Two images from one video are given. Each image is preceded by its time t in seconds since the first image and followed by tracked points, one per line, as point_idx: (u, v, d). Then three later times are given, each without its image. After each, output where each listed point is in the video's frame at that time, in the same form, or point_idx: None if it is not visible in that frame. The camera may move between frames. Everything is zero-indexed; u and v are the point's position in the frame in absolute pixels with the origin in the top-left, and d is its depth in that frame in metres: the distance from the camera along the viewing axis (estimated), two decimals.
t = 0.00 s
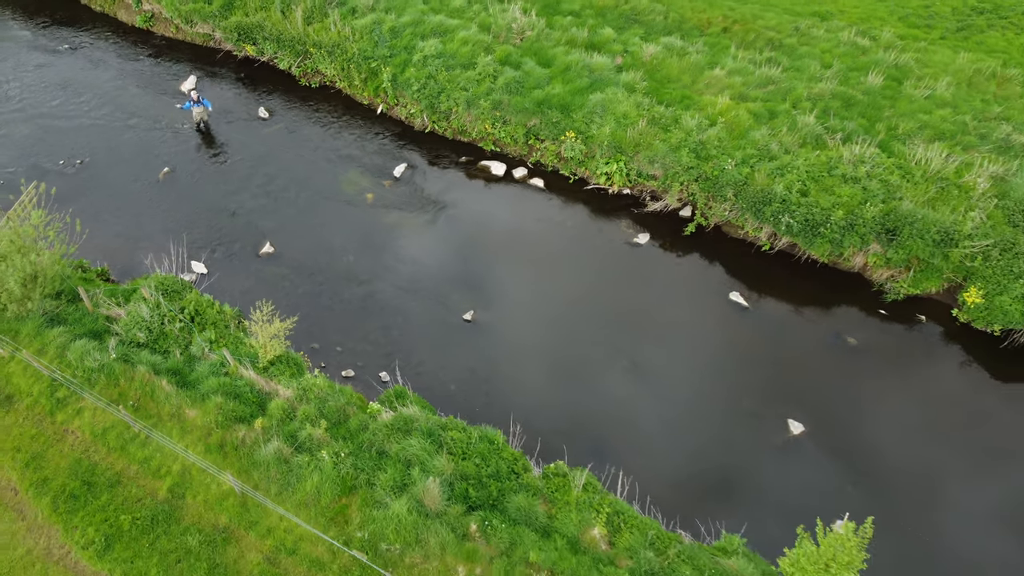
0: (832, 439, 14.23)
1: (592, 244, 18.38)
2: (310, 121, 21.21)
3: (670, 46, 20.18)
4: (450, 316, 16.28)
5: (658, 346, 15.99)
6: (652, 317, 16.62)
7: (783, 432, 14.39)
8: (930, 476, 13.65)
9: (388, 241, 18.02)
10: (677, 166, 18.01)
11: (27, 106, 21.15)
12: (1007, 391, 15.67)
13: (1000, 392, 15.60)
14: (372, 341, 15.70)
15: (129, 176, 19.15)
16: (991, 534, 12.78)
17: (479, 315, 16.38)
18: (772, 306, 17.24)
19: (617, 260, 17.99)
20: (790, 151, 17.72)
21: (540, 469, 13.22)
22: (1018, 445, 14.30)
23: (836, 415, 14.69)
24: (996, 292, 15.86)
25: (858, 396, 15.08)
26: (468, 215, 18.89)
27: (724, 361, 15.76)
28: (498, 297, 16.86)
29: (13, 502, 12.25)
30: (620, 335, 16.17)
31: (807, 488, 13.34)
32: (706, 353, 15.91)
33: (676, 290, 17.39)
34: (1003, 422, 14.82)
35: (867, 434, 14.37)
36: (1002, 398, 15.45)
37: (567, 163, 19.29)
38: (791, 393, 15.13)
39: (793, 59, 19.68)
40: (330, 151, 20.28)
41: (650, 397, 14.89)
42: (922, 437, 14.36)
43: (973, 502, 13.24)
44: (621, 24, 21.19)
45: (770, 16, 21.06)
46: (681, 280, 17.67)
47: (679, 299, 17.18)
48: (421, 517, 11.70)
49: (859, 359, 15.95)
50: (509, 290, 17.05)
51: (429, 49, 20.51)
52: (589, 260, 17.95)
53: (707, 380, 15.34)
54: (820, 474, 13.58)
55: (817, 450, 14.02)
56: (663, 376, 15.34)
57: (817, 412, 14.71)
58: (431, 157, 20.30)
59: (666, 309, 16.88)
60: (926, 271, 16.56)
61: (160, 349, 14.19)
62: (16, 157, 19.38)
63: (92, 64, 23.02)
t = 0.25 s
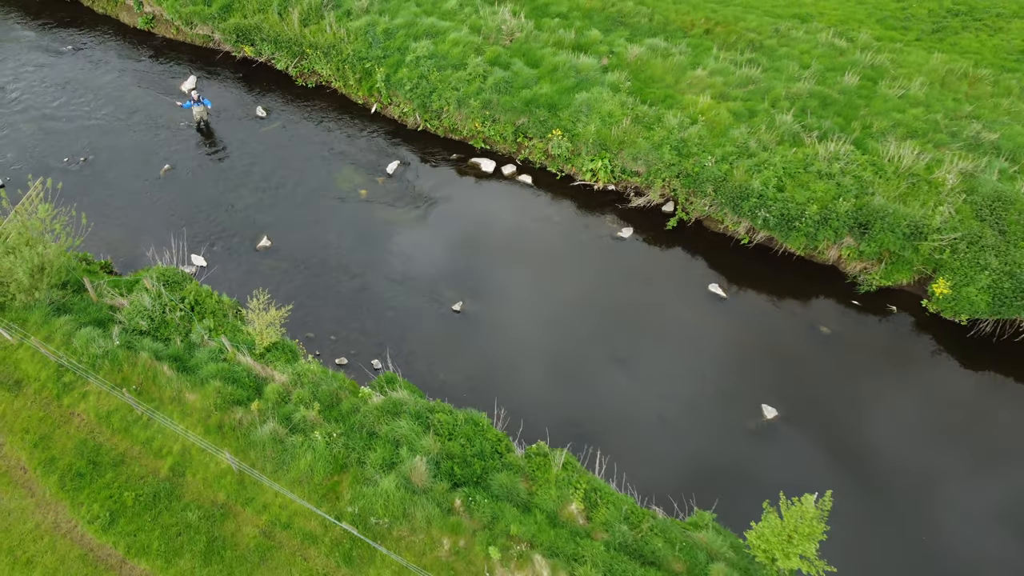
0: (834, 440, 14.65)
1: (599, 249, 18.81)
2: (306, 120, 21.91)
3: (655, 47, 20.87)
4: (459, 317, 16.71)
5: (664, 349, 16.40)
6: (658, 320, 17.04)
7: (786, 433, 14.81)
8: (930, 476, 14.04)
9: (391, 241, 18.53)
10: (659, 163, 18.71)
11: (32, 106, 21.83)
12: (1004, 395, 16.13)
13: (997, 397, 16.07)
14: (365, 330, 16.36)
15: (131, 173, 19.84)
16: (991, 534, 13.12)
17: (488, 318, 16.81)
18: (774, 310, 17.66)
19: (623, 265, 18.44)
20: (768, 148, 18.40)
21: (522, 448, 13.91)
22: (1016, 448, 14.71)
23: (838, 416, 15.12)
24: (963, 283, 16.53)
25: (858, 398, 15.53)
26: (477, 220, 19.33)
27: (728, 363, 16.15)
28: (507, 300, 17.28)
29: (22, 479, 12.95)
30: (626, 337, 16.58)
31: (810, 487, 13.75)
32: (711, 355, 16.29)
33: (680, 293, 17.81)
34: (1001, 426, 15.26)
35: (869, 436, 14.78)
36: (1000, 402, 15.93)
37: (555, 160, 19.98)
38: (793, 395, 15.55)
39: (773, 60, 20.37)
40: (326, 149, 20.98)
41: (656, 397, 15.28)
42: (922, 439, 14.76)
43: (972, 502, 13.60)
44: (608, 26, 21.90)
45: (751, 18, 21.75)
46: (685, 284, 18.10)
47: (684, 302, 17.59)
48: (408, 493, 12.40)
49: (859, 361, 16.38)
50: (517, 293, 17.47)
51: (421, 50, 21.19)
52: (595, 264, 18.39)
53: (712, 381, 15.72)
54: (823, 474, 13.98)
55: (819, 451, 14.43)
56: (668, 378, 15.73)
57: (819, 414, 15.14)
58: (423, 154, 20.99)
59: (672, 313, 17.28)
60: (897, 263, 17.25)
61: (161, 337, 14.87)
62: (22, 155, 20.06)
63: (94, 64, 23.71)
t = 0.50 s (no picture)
0: (837, 442, 15.10)
1: (607, 253, 19.25)
2: (302, 118, 22.60)
3: (639, 47, 21.58)
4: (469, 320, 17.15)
5: (671, 351, 16.83)
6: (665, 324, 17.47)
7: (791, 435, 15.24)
8: (930, 478, 14.49)
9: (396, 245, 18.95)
10: (642, 159, 19.41)
11: (36, 104, 22.50)
12: (1003, 397, 16.54)
13: (997, 399, 16.48)
14: (357, 318, 16.99)
15: (133, 170, 20.54)
16: (990, 535, 13.57)
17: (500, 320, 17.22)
18: (778, 312, 18.05)
19: (630, 269, 18.87)
20: (746, 145, 19.11)
21: (506, 430, 14.68)
22: (1014, 450, 15.14)
23: (841, 418, 15.57)
24: (932, 274, 17.27)
25: (860, 400, 15.98)
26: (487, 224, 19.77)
27: (734, 366, 16.59)
28: (517, 303, 17.72)
29: (30, 458, 13.66)
30: (634, 341, 17.02)
31: (813, 488, 14.21)
32: (717, 358, 16.73)
33: (686, 297, 18.24)
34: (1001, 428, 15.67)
35: (872, 437, 15.22)
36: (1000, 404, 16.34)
37: (542, 157, 20.68)
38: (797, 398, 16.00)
39: (753, 60, 21.08)
40: (321, 147, 21.67)
41: (663, 400, 15.74)
42: (924, 441, 15.20)
43: (971, 503, 14.05)
44: (594, 27, 22.61)
45: (733, 20, 22.47)
46: (691, 287, 18.51)
47: (690, 305, 18.02)
48: (395, 470, 13.10)
49: (861, 364, 16.81)
50: (527, 296, 17.90)
51: (413, 50, 21.89)
52: (603, 268, 18.82)
53: (719, 384, 16.15)
54: (826, 475, 14.44)
55: (823, 453, 14.89)
56: (676, 380, 16.16)
57: (822, 415, 15.60)
58: (415, 151, 21.66)
59: (679, 316, 17.71)
60: (869, 255, 17.94)
61: (162, 324, 15.60)
62: (28, 151, 20.75)
63: (97, 64, 24.42)
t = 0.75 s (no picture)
0: (841, 445, 15.45)
1: (614, 260, 19.67)
2: (298, 116, 23.34)
3: (624, 48, 22.31)
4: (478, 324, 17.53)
5: (677, 356, 17.18)
6: (672, 330, 17.86)
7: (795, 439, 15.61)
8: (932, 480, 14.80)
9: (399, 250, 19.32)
10: (625, 156, 20.15)
11: (40, 103, 23.23)
12: (1003, 402, 16.86)
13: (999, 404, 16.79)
14: (349, 308, 17.69)
15: (134, 166, 21.26)
16: (991, 535, 13.87)
17: (510, 325, 17.63)
18: (781, 317, 18.43)
19: (637, 275, 19.29)
20: (725, 142, 19.83)
21: (489, 413, 15.44)
22: (1014, 452, 15.46)
23: (842, 420, 15.98)
24: (901, 266, 18.00)
25: (863, 405, 16.39)
26: (496, 230, 20.20)
27: (740, 371, 16.97)
28: (526, 308, 18.12)
29: (38, 438, 14.39)
30: (642, 345, 17.37)
31: (815, 489, 14.58)
32: (723, 363, 17.08)
33: (692, 303, 18.62)
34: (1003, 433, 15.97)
35: (875, 440, 15.56)
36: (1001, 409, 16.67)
37: (529, 154, 21.41)
38: (801, 402, 16.40)
39: (733, 60, 21.82)
40: (317, 144, 22.40)
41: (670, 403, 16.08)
42: (927, 445, 15.51)
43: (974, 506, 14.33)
44: (581, 28, 23.35)
45: (715, 22, 23.21)
46: (695, 293, 18.96)
47: (695, 311, 18.45)
48: (383, 449, 13.83)
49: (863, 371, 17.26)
50: (536, 301, 18.30)
51: (405, 50, 22.61)
52: (610, 274, 19.22)
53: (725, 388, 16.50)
54: (830, 478, 14.77)
55: (828, 456, 15.23)
56: (682, 383, 16.49)
57: (823, 417, 16.01)
58: (407, 148, 22.39)
59: (685, 321, 18.07)
60: (842, 247, 18.64)
61: (162, 313, 16.32)
62: (32, 148, 21.47)
63: (99, 64, 25.15)
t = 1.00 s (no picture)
0: (840, 445, 16.07)
1: (621, 262, 20.20)
2: (294, 114, 24.09)
3: (609, 48, 23.06)
4: (485, 324, 18.03)
5: (683, 357, 17.74)
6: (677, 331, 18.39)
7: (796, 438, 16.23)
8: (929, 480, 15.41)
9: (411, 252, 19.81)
10: (608, 152, 20.89)
11: (44, 101, 23.97)
12: (998, 403, 17.46)
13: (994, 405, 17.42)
14: (342, 297, 18.43)
15: (135, 162, 22.00)
16: (987, 534, 14.47)
17: (521, 325, 18.14)
18: (784, 319, 19.00)
19: (644, 277, 19.82)
20: (705, 138, 20.57)
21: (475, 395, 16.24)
22: (1008, 453, 16.07)
23: (842, 421, 16.56)
24: (872, 258, 18.74)
25: (863, 405, 16.97)
26: (505, 233, 20.72)
27: (744, 372, 17.54)
28: (533, 308, 18.71)
29: (44, 420, 15.13)
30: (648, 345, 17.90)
31: (816, 488, 15.19)
32: (728, 364, 17.66)
33: (696, 303, 19.19)
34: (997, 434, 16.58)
35: (875, 440, 16.15)
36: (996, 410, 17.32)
37: (517, 150, 22.13)
38: (803, 403, 17.00)
39: (714, 60, 22.57)
40: (312, 141, 23.14)
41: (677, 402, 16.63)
42: (925, 445, 16.11)
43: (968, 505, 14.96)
44: (568, 29, 24.11)
45: (697, 22, 23.97)
46: (700, 294, 19.51)
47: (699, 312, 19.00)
48: (372, 428, 14.60)
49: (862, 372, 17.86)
50: (543, 302, 18.85)
51: (398, 50, 23.36)
52: (618, 276, 19.75)
53: (730, 389, 17.10)
54: (829, 477, 15.37)
55: (828, 456, 15.83)
56: (688, 384, 17.06)
57: (824, 418, 16.59)
58: (400, 145, 23.13)
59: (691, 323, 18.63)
60: (817, 240, 19.37)
61: (162, 301, 17.07)
62: (37, 145, 22.21)
63: (101, 64, 25.90)
